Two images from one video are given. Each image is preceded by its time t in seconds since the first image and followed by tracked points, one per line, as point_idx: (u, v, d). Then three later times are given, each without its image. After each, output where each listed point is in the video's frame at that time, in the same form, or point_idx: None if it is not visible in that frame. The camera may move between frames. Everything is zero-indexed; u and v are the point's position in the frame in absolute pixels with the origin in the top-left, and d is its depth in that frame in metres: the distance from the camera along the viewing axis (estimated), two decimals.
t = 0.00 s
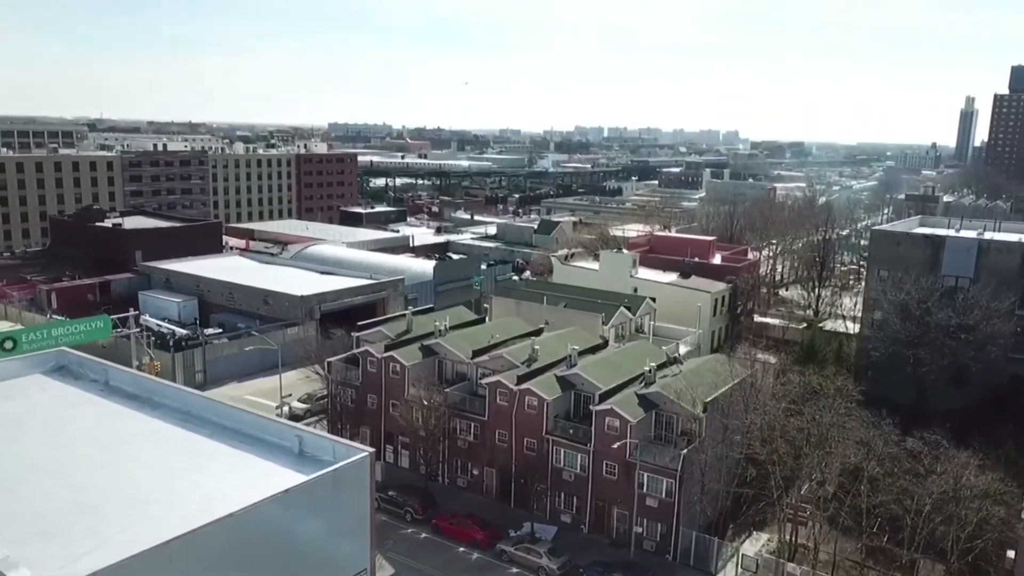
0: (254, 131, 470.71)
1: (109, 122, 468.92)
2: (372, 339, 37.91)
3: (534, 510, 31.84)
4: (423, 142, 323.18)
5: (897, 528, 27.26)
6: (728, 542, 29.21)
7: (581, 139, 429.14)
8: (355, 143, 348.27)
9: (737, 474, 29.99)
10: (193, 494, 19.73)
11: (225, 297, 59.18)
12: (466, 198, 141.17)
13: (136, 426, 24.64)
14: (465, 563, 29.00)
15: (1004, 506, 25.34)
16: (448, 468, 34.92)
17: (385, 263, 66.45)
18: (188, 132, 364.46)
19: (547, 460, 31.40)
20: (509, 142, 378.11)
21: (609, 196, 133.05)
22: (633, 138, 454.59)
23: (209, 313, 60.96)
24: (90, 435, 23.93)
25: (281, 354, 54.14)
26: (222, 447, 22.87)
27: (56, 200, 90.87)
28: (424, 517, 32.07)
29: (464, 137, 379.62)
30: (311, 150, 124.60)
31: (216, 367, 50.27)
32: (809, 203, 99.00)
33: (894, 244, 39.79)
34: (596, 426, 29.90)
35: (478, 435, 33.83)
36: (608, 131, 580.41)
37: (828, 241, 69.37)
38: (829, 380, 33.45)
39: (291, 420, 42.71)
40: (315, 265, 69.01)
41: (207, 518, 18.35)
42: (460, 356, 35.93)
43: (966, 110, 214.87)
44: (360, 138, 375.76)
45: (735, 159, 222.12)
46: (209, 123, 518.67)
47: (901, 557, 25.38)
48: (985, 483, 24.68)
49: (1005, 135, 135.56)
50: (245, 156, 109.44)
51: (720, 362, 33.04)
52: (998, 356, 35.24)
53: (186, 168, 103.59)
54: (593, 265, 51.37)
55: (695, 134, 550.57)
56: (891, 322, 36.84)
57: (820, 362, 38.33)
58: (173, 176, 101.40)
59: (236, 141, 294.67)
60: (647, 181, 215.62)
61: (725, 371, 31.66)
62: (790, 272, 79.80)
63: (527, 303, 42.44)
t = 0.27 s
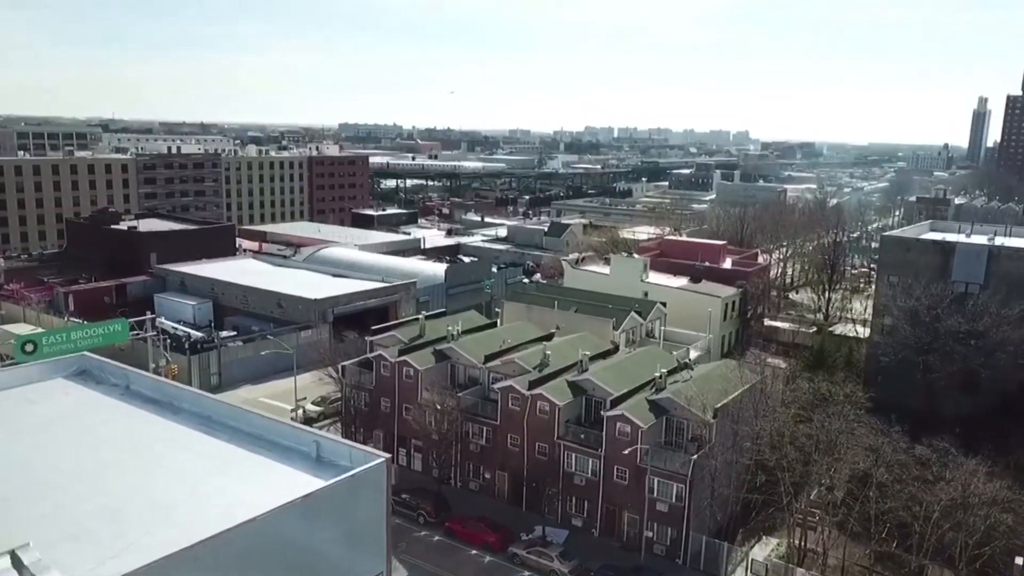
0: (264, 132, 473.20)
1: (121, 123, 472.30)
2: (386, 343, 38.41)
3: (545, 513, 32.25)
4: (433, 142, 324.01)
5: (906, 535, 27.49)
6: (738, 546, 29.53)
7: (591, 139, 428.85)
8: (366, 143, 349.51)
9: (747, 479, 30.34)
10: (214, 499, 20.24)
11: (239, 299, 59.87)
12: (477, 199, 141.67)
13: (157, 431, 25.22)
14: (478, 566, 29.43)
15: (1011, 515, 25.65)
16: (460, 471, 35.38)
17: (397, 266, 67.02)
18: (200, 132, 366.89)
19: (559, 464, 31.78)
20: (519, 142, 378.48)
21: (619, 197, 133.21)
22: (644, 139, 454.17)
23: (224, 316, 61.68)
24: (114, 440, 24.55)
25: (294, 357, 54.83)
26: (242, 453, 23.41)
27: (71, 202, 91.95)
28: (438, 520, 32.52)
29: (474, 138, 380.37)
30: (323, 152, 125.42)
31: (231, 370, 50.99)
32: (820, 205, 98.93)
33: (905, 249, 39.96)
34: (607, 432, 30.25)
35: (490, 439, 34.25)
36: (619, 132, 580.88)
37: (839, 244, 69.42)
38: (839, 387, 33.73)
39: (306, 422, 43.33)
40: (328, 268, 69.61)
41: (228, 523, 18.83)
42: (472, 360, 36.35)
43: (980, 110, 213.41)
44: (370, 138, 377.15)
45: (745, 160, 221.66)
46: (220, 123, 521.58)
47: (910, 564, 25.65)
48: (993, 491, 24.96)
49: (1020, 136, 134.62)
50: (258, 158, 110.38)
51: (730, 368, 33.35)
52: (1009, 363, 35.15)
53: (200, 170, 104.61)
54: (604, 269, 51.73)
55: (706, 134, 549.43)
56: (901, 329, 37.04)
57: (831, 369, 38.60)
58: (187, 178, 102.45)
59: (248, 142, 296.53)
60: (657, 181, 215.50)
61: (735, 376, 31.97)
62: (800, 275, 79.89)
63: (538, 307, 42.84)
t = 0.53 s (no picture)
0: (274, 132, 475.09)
1: (133, 124, 475.52)
2: (398, 347, 38.91)
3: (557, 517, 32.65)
4: (442, 144, 324.98)
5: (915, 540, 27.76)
6: (747, 551, 29.87)
7: (601, 140, 428.78)
8: (376, 144, 350.56)
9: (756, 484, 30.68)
10: (234, 504, 20.77)
11: (253, 302, 60.55)
12: (486, 201, 142.18)
13: (177, 435, 25.78)
14: (490, 568, 29.87)
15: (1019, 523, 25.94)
16: (472, 474, 35.83)
17: (408, 269, 67.57)
18: (210, 133, 368.90)
19: (570, 468, 32.18)
20: (528, 143, 378.63)
21: (628, 199, 133.34)
22: (652, 139, 453.47)
23: (237, 319, 62.38)
24: (135, 444, 25.13)
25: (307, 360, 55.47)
26: (260, 457, 23.96)
27: (86, 205, 93.01)
28: (450, 523, 32.95)
29: (483, 139, 380.91)
30: (334, 154, 126.20)
31: (245, 372, 51.66)
32: (830, 208, 98.88)
33: (914, 255, 40.29)
34: (618, 437, 30.65)
35: (501, 443, 34.68)
36: (628, 132, 580.61)
37: (849, 248, 69.56)
38: (847, 394, 34.04)
39: (319, 425, 43.89)
40: (340, 270, 70.20)
41: (249, 528, 19.34)
42: (484, 365, 36.79)
43: (991, 111, 212.34)
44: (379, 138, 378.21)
45: (755, 161, 221.22)
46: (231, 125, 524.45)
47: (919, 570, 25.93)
48: (1001, 499, 25.26)
49: None
50: (269, 160, 111.22)
51: (740, 373, 33.69)
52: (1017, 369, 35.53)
53: (213, 173, 105.50)
54: (614, 273, 52.13)
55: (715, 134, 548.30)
56: (910, 335, 37.35)
57: (840, 375, 38.79)
58: (199, 181, 103.35)
59: (259, 144, 298.17)
60: (666, 183, 215.45)
61: (744, 382, 32.32)
62: (810, 278, 79.97)
63: (549, 312, 43.27)
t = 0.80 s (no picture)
0: (285, 133, 477.17)
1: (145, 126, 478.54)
2: (410, 351, 39.38)
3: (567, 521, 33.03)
4: (452, 145, 325.56)
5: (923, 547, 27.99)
6: (756, 556, 30.16)
7: (610, 141, 428.18)
8: (385, 145, 351.53)
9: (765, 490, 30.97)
10: (253, 509, 21.28)
11: (266, 305, 61.19)
12: (496, 203, 142.57)
13: (195, 440, 26.36)
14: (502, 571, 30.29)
15: None
16: (483, 478, 36.26)
17: (419, 272, 68.08)
18: (222, 134, 371.19)
19: (580, 473, 32.56)
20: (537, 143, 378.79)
21: (637, 201, 133.43)
22: (662, 140, 452.66)
23: (250, 321, 63.02)
24: (156, 449, 25.68)
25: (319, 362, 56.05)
26: (278, 462, 24.48)
27: (101, 207, 94.00)
28: (462, 526, 33.37)
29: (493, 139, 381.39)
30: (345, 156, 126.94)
31: (259, 375, 52.27)
32: (840, 211, 98.76)
33: (924, 261, 40.52)
34: (628, 442, 31.01)
35: (513, 447, 35.08)
36: (637, 132, 580.08)
37: (859, 252, 69.61)
38: (856, 400, 34.30)
39: (332, 428, 44.42)
40: (351, 273, 70.79)
41: (268, 534, 19.82)
42: (495, 370, 37.20)
43: (1004, 112, 211.08)
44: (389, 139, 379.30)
45: (765, 162, 220.85)
46: (241, 126, 526.96)
47: None
48: (1009, 506, 25.49)
49: None
50: (281, 163, 112.06)
51: (750, 379, 34.00)
52: None
53: (225, 175, 106.38)
54: (624, 278, 52.46)
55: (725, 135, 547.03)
56: (919, 341, 37.57)
57: (850, 380, 38.99)
58: (212, 183, 104.23)
59: (269, 146, 299.47)
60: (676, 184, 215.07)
61: (753, 388, 32.62)
62: (820, 281, 79.99)
63: (559, 317, 43.67)
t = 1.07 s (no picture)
0: (295, 134, 479.62)
1: (156, 127, 481.66)
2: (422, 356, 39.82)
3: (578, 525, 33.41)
4: (462, 146, 325.94)
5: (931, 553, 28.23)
6: (765, 560, 30.47)
7: (620, 141, 427.22)
8: (395, 145, 353.09)
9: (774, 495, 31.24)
10: (271, 514, 21.76)
11: (279, 308, 61.82)
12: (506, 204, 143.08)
13: (214, 444, 26.91)
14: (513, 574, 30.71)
15: None
16: (494, 481, 36.68)
17: (430, 275, 68.59)
18: (232, 135, 373.58)
19: (591, 477, 32.93)
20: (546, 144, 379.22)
21: (647, 203, 133.53)
22: (671, 141, 452.44)
23: (263, 324, 63.68)
24: (175, 453, 26.23)
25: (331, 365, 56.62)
26: (294, 467, 24.98)
27: (115, 210, 95.03)
28: (473, 529, 33.80)
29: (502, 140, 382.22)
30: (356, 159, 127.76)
31: (271, 378, 52.88)
32: (850, 213, 98.64)
33: (933, 267, 40.76)
34: (638, 447, 31.35)
35: (524, 452, 35.48)
36: (646, 132, 579.36)
37: (869, 256, 69.68)
38: (865, 407, 34.54)
39: (345, 431, 44.96)
40: (363, 276, 71.34)
41: (286, 538, 20.30)
42: (506, 375, 37.57)
43: (1016, 112, 209.99)
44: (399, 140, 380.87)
45: (774, 163, 220.29)
46: (252, 127, 529.81)
47: None
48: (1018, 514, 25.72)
49: None
50: (293, 165, 112.92)
51: (759, 385, 34.29)
52: None
53: (238, 178, 107.29)
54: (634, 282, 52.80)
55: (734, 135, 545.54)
56: (928, 347, 37.80)
57: (859, 385, 39.22)
58: (224, 185, 105.13)
59: (280, 147, 301.47)
60: (685, 185, 214.89)
61: (763, 394, 32.91)
62: (830, 284, 80.03)
63: (570, 321, 44.04)
